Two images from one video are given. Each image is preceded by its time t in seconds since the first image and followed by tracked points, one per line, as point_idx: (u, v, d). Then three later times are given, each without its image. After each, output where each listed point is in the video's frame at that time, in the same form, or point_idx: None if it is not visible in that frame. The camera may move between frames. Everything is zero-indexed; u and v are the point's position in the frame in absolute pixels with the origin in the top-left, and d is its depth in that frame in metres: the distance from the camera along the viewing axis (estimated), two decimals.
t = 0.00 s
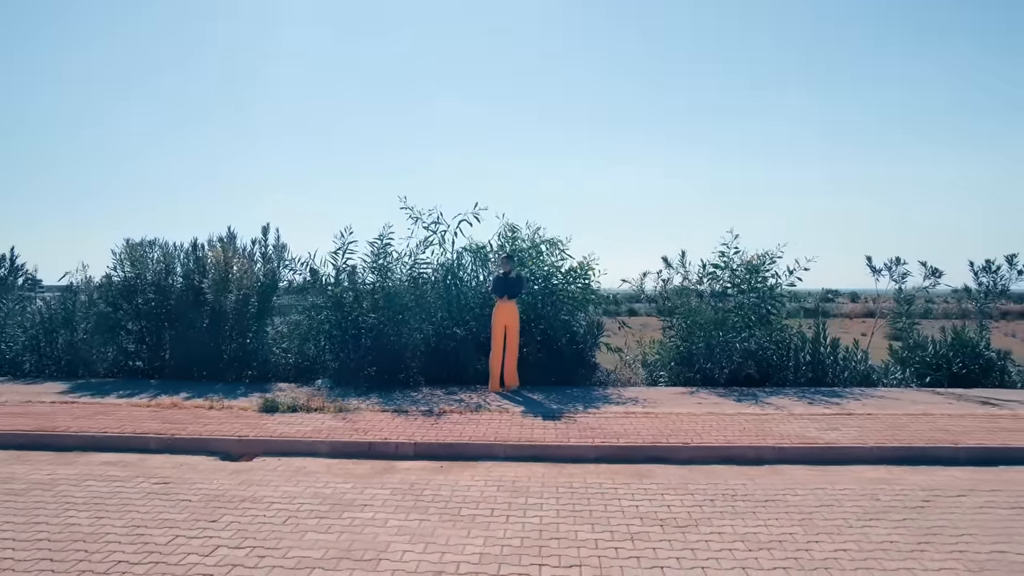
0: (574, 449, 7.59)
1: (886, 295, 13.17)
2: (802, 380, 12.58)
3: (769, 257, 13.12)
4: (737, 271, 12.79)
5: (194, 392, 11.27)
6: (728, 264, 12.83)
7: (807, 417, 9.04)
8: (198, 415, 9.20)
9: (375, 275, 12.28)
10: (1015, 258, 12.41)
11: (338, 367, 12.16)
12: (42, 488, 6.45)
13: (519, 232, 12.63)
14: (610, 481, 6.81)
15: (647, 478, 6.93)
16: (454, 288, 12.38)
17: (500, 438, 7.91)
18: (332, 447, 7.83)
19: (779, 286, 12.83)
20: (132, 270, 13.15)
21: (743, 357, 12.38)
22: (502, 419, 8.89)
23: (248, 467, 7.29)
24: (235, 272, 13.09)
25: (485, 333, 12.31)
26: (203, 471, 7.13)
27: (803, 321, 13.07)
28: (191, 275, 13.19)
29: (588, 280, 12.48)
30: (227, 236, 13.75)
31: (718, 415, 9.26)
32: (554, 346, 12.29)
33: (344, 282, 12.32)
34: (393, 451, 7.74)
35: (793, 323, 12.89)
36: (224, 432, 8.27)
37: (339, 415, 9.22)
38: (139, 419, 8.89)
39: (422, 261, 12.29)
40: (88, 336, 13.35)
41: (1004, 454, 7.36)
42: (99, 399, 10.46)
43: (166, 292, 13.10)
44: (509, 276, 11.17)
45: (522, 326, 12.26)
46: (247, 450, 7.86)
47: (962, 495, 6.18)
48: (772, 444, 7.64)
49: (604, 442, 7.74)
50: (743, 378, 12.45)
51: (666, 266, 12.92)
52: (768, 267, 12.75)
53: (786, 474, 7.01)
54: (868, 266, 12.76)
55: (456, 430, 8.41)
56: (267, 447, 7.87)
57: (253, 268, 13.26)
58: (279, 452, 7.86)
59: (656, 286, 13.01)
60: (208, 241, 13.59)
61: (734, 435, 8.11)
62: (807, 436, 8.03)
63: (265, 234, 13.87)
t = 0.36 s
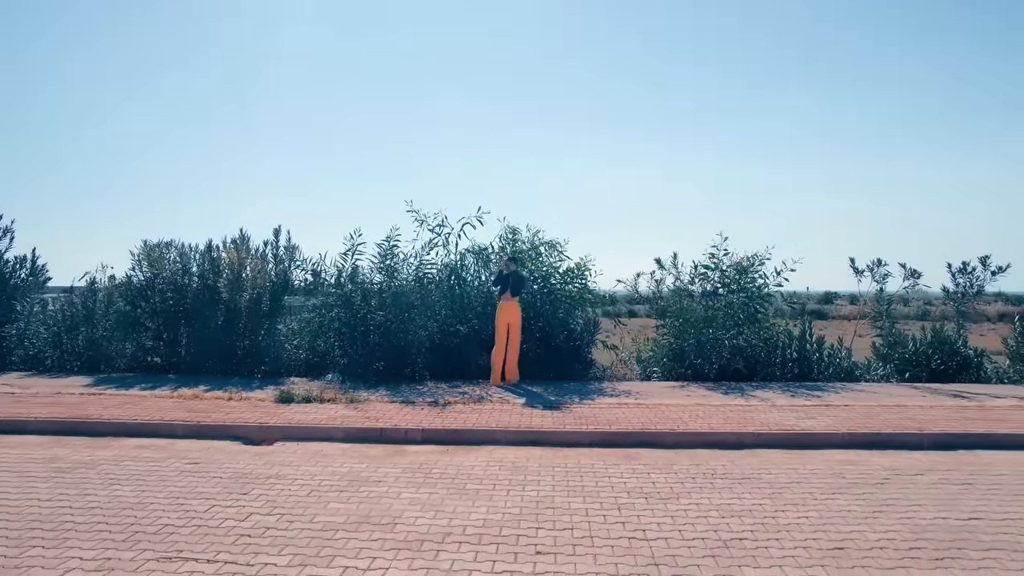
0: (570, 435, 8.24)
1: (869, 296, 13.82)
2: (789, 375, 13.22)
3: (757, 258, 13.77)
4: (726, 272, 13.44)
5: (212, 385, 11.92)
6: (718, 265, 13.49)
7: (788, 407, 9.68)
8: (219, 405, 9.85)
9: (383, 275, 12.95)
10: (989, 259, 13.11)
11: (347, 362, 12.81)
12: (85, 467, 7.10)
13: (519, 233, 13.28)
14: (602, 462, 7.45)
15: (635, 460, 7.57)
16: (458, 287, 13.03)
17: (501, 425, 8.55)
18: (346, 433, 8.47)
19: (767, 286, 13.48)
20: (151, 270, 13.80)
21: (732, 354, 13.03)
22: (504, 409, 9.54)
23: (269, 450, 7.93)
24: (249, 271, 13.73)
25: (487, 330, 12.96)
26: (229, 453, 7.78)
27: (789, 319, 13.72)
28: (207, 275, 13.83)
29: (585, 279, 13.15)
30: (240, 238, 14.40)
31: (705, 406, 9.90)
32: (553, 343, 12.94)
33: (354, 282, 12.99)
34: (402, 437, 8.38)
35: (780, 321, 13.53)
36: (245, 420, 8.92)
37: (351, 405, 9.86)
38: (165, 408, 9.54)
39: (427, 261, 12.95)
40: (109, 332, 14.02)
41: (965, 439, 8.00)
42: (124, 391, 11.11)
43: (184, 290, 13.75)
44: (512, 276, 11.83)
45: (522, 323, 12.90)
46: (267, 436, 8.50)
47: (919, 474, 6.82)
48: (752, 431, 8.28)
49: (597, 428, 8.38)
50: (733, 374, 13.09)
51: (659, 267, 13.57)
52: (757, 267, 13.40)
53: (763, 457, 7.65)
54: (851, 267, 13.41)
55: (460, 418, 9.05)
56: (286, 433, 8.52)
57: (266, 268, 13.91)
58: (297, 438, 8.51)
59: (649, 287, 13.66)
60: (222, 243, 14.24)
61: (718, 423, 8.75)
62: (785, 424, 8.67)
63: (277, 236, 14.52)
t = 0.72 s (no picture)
0: (570, 425, 8.91)
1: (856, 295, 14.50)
2: (778, 371, 13.88)
3: (749, 259, 14.44)
4: (719, 273, 14.11)
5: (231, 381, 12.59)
6: (711, 266, 14.16)
7: (775, 400, 10.35)
8: (242, 398, 10.51)
9: (391, 276, 13.63)
10: (967, 260, 13.89)
11: (359, 359, 13.46)
12: (127, 453, 7.76)
13: (521, 236, 13.94)
14: (600, 449, 8.12)
15: (630, 447, 8.23)
16: (463, 287, 13.68)
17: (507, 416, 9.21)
18: (363, 423, 9.13)
19: (758, 285, 14.14)
20: (170, 270, 14.46)
21: (724, 351, 13.69)
22: (509, 402, 10.20)
23: (293, 438, 8.59)
24: (264, 272, 14.39)
25: (491, 328, 13.61)
26: (257, 441, 8.44)
27: (779, 317, 14.38)
28: (223, 276, 14.48)
29: (584, 280, 13.82)
30: (254, 240, 15.06)
31: (697, 399, 10.57)
32: (554, 340, 13.59)
33: (364, 282, 13.67)
34: (415, 427, 9.04)
35: (771, 319, 14.19)
36: (269, 412, 9.58)
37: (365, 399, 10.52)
38: (191, 402, 10.20)
39: (434, 262, 13.62)
40: (131, 331, 14.69)
41: (935, 428, 8.66)
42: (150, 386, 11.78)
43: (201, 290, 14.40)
44: (517, 277, 12.51)
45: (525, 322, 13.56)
46: (289, 426, 9.16)
47: (889, 458, 7.48)
48: (740, 421, 8.95)
49: (596, 419, 9.05)
50: (725, 369, 13.75)
51: (655, 268, 14.24)
52: (748, 268, 14.07)
53: (748, 444, 8.31)
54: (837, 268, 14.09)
55: (469, 410, 9.72)
56: (307, 423, 9.18)
57: (280, 269, 14.56)
58: (317, 428, 9.17)
59: (645, 287, 14.33)
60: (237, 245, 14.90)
61: (709, 414, 9.41)
62: (770, 415, 9.34)
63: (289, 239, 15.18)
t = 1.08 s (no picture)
0: (571, 419, 9.56)
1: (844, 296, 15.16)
2: (770, 368, 14.53)
3: (742, 261, 15.09)
4: (713, 274, 14.78)
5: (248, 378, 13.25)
6: (705, 268, 14.83)
7: (763, 395, 11.01)
8: (262, 394, 11.16)
9: (400, 277, 14.29)
10: (949, 262, 14.57)
11: (369, 356, 14.12)
12: (162, 442, 8.41)
13: (524, 240, 14.59)
14: (598, 438, 8.77)
15: (627, 437, 8.89)
16: (469, 288, 14.35)
17: (512, 409, 9.87)
18: (377, 416, 9.78)
19: (750, 286, 14.79)
20: (189, 272, 15.12)
21: (717, 349, 14.34)
22: (513, 396, 10.85)
23: (313, 429, 9.24)
24: (278, 274, 15.05)
25: (495, 327, 14.26)
26: (280, 431, 9.10)
27: (771, 317, 15.04)
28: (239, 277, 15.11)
29: (583, 281, 14.48)
30: (267, 243, 15.70)
31: (690, 394, 11.23)
32: (555, 338, 14.25)
33: (374, 284, 14.33)
34: (427, 419, 9.69)
35: (763, 319, 14.83)
36: (288, 406, 10.23)
37: (378, 394, 11.17)
38: (215, 397, 10.85)
39: (441, 264, 14.28)
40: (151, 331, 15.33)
41: (911, 419, 9.30)
42: (174, 382, 12.44)
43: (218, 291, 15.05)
44: (521, 278, 13.16)
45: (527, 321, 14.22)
46: (309, 418, 9.81)
47: (864, 446, 8.13)
48: (729, 413, 9.60)
49: (595, 412, 9.69)
50: (718, 365, 14.41)
51: (651, 270, 14.90)
52: (740, 270, 14.73)
53: (736, 434, 8.96)
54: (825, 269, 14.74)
55: (476, 404, 10.37)
56: (325, 416, 9.83)
57: (293, 270, 15.21)
58: (335, 420, 9.82)
59: (642, 288, 14.98)
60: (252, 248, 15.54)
61: (700, 407, 10.07)
62: (758, 408, 9.99)
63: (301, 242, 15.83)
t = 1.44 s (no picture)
0: (572, 410, 10.22)
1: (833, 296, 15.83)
2: (762, 365, 15.20)
3: (735, 263, 15.76)
4: (707, 276, 15.45)
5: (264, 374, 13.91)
6: (700, 270, 15.50)
7: (752, 389, 11.67)
8: (280, 388, 11.83)
9: (407, 278, 14.97)
10: (933, 264, 15.25)
11: (379, 353, 14.79)
12: (193, 430, 9.07)
13: (526, 242, 15.25)
14: (597, 427, 9.43)
15: (624, 426, 9.54)
16: (474, 288, 15.01)
17: (517, 402, 10.53)
18: (391, 407, 10.44)
19: (743, 287, 15.46)
20: (205, 273, 15.78)
21: (711, 347, 15.00)
22: (517, 391, 11.51)
23: (331, 419, 9.90)
24: (291, 276, 15.70)
25: (499, 326, 14.92)
26: (301, 421, 9.75)
27: (762, 316, 15.71)
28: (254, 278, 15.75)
29: (583, 282, 15.15)
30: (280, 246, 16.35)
31: (684, 388, 11.89)
32: (556, 336, 14.91)
33: (383, 284, 14.99)
34: (437, 411, 10.35)
35: (755, 318, 15.50)
36: (306, 398, 10.88)
37: (390, 388, 11.83)
38: (236, 391, 11.52)
39: (447, 266, 14.95)
40: (169, 329, 16.00)
41: (889, 410, 9.95)
42: (195, 378, 13.10)
43: (234, 291, 15.69)
44: (525, 280, 13.81)
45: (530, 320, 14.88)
46: (326, 409, 10.46)
47: (843, 434, 8.78)
48: (720, 405, 10.26)
49: (595, 404, 10.35)
50: (712, 362, 15.07)
51: (648, 272, 15.57)
52: (733, 271, 15.39)
53: (725, 424, 9.62)
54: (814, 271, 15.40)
55: (482, 397, 11.03)
56: (341, 408, 10.48)
57: (305, 272, 15.87)
58: (351, 411, 10.48)
59: (639, 289, 15.66)
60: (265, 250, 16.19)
61: (693, 400, 10.73)
62: (747, 401, 10.65)
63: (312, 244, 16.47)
